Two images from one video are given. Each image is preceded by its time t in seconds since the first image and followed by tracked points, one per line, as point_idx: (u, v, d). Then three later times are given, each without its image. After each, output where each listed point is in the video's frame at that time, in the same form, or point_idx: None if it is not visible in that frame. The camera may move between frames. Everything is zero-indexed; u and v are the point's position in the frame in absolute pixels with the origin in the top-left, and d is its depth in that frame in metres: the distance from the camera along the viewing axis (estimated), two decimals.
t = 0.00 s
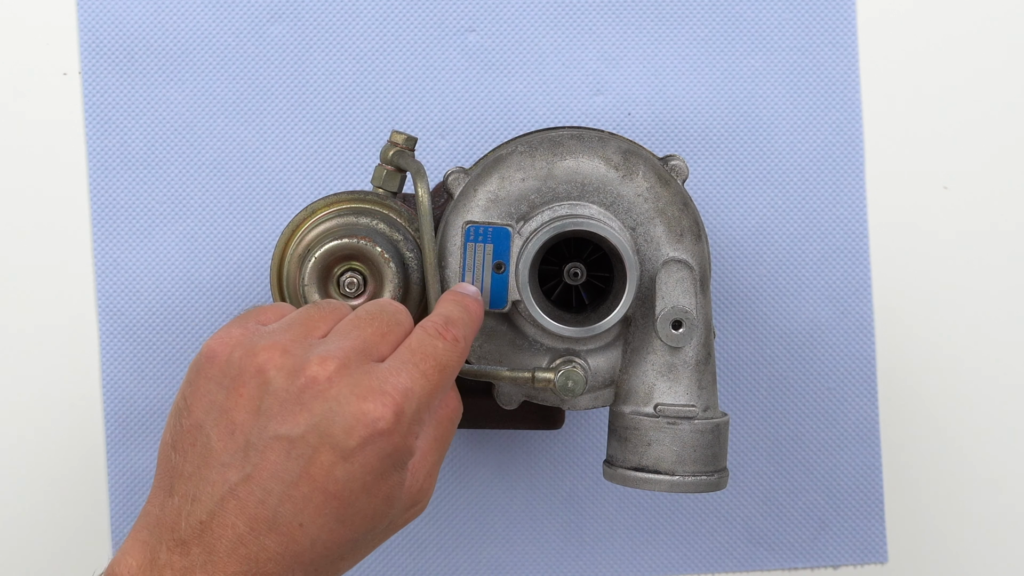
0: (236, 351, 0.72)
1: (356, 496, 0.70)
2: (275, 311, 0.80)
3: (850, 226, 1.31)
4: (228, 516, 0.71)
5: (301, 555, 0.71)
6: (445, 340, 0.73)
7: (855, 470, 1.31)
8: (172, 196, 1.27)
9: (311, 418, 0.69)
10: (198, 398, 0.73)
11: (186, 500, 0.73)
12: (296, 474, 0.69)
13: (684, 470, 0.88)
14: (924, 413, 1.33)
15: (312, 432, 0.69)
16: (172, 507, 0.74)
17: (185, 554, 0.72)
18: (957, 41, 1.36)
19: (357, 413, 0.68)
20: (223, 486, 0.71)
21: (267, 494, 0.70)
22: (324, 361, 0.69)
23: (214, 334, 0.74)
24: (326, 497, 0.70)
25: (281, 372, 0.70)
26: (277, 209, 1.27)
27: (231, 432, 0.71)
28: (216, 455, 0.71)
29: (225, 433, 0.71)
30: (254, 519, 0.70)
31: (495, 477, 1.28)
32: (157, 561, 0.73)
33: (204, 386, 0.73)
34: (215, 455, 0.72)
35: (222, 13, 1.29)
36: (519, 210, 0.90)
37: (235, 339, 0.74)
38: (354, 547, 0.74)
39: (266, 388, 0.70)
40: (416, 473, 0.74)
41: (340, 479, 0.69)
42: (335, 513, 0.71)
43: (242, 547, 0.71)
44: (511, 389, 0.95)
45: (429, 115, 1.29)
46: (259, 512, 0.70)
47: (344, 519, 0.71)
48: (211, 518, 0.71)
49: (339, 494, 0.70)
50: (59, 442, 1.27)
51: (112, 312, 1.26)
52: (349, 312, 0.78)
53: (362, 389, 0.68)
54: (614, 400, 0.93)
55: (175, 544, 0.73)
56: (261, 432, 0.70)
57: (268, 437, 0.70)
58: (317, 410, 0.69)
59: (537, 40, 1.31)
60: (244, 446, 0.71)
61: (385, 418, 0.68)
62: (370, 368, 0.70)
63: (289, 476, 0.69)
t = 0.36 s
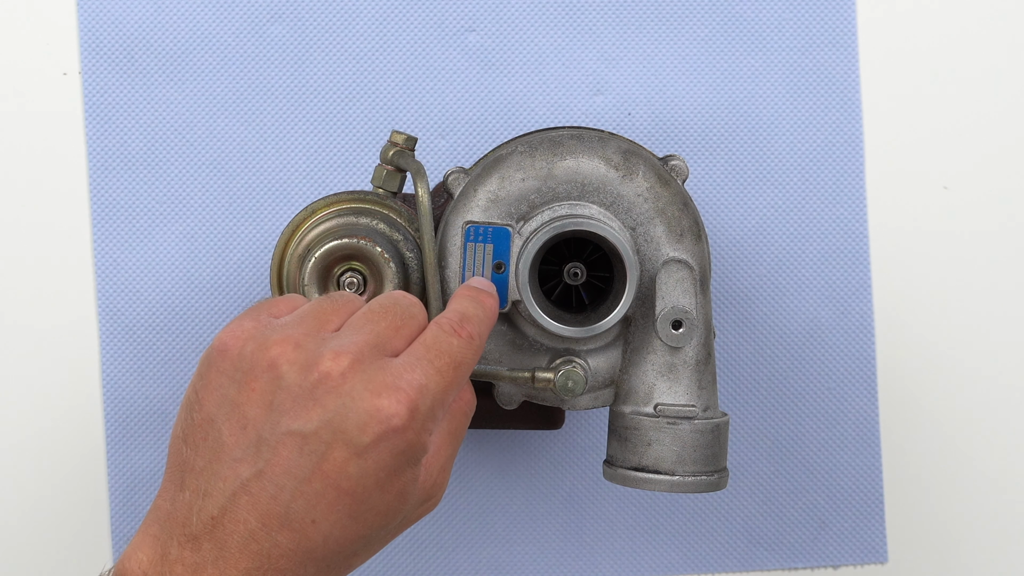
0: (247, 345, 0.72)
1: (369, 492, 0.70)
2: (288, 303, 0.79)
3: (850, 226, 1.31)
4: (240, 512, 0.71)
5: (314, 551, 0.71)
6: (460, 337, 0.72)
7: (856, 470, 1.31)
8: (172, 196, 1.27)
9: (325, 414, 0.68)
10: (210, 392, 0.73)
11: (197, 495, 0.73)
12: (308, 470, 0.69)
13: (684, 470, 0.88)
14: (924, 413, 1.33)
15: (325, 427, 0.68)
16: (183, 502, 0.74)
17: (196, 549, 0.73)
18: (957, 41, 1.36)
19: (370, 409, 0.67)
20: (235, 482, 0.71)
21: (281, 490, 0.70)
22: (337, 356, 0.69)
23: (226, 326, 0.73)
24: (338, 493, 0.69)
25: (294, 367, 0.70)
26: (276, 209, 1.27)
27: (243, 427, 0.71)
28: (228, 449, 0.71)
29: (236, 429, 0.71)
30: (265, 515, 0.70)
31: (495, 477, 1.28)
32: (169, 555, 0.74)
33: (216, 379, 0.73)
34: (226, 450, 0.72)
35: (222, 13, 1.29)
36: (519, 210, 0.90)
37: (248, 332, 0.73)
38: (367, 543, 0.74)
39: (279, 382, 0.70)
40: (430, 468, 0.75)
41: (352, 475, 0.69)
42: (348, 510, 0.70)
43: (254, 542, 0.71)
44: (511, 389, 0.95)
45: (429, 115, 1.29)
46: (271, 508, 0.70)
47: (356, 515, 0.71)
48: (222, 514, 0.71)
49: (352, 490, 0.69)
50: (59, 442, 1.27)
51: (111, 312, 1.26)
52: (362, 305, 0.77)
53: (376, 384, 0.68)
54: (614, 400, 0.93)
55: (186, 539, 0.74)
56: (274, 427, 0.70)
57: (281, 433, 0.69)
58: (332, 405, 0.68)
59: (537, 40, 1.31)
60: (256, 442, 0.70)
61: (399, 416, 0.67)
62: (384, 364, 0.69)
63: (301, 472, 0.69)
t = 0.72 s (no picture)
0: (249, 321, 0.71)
1: (375, 463, 0.70)
2: (289, 277, 0.77)
3: (850, 226, 1.31)
4: (246, 484, 0.71)
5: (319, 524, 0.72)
6: (463, 311, 0.71)
7: (856, 470, 1.31)
8: (172, 196, 1.27)
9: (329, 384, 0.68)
10: (213, 365, 0.72)
11: (203, 468, 0.73)
12: (314, 442, 0.69)
13: (684, 470, 0.88)
14: (924, 413, 1.33)
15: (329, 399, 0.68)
16: (188, 474, 0.74)
17: (202, 522, 0.73)
18: (958, 41, 1.36)
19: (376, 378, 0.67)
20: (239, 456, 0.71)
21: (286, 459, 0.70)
22: (342, 327, 0.68)
23: (229, 299, 0.72)
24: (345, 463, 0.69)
25: (299, 339, 0.69)
26: (276, 209, 1.27)
27: (248, 400, 0.71)
28: (233, 421, 0.71)
29: (242, 401, 0.71)
30: (272, 488, 0.70)
31: (494, 477, 1.28)
32: (174, 528, 0.74)
33: (218, 352, 0.72)
34: (232, 422, 0.71)
35: (222, 13, 1.29)
36: (519, 209, 0.90)
37: (250, 307, 0.72)
38: (372, 514, 0.74)
39: (284, 354, 0.69)
40: (435, 439, 0.74)
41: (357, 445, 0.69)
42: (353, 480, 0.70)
43: (261, 514, 0.71)
44: (512, 389, 0.96)
45: (429, 114, 1.29)
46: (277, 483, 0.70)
47: (362, 486, 0.71)
48: (228, 486, 0.71)
49: (358, 461, 0.69)
50: (59, 442, 1.27)
51: (111, 312, 1.26)
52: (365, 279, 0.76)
53: (382, 355, 0.68)
54: (614, 400, 0.93)
55: (192, 513, 0.74)
56: (278, 401, 0.70)
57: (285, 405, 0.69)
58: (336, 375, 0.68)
59: (537, 40, 1.31)
60: (261, 415, 0.70)
61: (405, 385, 0.67)
62: (389, 335, 0.69)
63: (308, 444, 0.69)
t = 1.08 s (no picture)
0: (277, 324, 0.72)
1: (392, 460, 0.67)
2: (306, 282, 0.79)
3: (850, 226, 1.32)
4: (264, 479, 0.68)
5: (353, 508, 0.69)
6: (478, 317, 0.73)
7: (856, 469, 1.31)
8: (172, 196, 1.27)
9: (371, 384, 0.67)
10: (233, 364, 0.72)
11: (221, 462, 0.70)
12: (332, 436, 0.66)
13: (684, 470, 0.88)
14: (924, 414, 1.33)
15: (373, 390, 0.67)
16: (205, 473, 0.72)
17: (218, 518, 0.70)
18: (957, 41, 1.36)
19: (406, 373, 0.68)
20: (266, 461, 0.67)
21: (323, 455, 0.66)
22: (362, 325, 0.69)
23: (249, 298, 0.73)
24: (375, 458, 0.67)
25: (317, 337, 0.69)
26: (276, 209, 1.27)
27: (267, 396, 0.69)
28: (253, 416, 0.69)
29: (260, 397, 0.69)
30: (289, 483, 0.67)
31: (494, 476, 1.28)
32: (190, 525, 0.73)
33: (238, 350, 0.72)
34: (251, 416, 0.69)
35: (222, 13, 1.29)
36: (519, 209, 0.90)
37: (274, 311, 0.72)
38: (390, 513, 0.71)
39: (304, 351, 0.69)
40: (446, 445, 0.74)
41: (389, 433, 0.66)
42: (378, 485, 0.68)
43: (277, 510, 0.67)
44: (511, 389, 0.95)
45: (429, 114, 1.29)
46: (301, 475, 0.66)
47: (379, 482, 0.68)
48: (246, 480, 0.68)
49: (376, 457, 0.67)
50: (59, 442, 1.27)
51: (112, 312, 1.26)
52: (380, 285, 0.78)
53: (400, 353, 0.67)
54: (614, 400, 0.93)
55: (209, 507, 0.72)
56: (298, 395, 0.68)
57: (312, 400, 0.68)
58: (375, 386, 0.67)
59: (537, 40, 1.31)
60: (281, 409, 0.68)
61: (424, 382, 0.66)
62: (407, 335, 0.69)
63: (326, 437, 0.66)
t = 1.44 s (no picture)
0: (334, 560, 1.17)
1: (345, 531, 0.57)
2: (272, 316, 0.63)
3: (850, 226, 1.32)
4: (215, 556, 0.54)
5: None
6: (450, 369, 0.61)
7: (855, 469, 1.31)
8: (173, 196, 1.27)
9: None
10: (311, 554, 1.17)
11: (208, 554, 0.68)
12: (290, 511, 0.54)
13: (684, 470, 0.88)
14: (924, 414, 1.33)
15: None
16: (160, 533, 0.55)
17: None
18: (957, 41, 1.36)
19: None
20: None
21: None
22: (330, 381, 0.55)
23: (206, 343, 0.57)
24: None
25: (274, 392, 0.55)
26: (276, 209, 1.27)
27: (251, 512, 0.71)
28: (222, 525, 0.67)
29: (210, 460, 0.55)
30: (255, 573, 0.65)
31: (494, 477, 1.28)
32: None
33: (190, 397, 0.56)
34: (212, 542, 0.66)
35: (222, 13, 1.28)
36: (519, 210, 0.90)
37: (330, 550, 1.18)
38: None
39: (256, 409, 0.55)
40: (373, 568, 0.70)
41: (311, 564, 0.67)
42: None
43: None
44: (511, 389, 0.95)
45: (429, 114, 1.29)
46: None
47: None
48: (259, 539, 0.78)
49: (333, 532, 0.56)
50: (59, 442, 1.27)
51: (112, 312, 1.26)
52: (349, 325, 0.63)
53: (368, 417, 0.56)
54: (614, 400, 0.93)
55: None
56: None
57: None
58: None
59: (537, 40, 1.31)
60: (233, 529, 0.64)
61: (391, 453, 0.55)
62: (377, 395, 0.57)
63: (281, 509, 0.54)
